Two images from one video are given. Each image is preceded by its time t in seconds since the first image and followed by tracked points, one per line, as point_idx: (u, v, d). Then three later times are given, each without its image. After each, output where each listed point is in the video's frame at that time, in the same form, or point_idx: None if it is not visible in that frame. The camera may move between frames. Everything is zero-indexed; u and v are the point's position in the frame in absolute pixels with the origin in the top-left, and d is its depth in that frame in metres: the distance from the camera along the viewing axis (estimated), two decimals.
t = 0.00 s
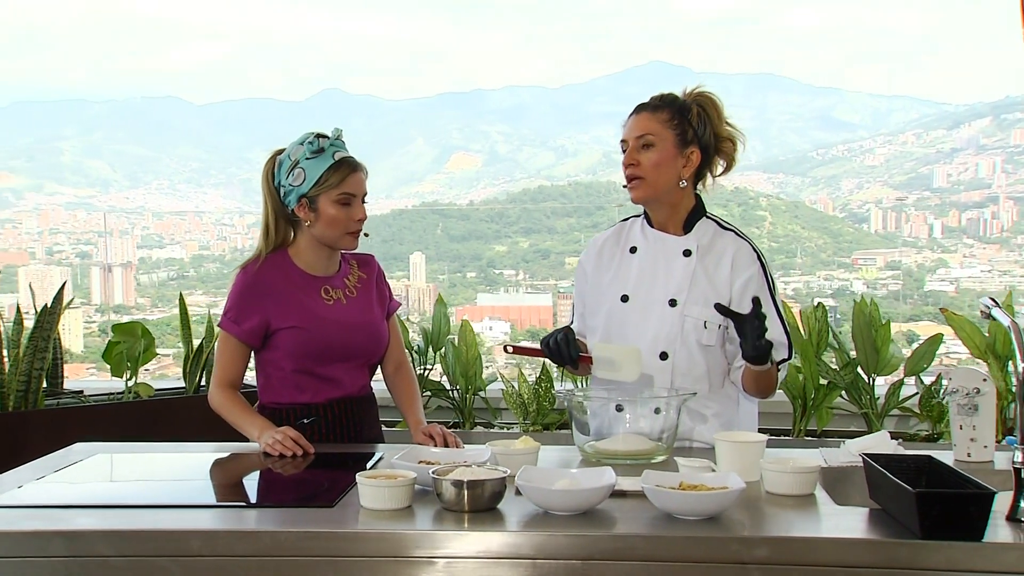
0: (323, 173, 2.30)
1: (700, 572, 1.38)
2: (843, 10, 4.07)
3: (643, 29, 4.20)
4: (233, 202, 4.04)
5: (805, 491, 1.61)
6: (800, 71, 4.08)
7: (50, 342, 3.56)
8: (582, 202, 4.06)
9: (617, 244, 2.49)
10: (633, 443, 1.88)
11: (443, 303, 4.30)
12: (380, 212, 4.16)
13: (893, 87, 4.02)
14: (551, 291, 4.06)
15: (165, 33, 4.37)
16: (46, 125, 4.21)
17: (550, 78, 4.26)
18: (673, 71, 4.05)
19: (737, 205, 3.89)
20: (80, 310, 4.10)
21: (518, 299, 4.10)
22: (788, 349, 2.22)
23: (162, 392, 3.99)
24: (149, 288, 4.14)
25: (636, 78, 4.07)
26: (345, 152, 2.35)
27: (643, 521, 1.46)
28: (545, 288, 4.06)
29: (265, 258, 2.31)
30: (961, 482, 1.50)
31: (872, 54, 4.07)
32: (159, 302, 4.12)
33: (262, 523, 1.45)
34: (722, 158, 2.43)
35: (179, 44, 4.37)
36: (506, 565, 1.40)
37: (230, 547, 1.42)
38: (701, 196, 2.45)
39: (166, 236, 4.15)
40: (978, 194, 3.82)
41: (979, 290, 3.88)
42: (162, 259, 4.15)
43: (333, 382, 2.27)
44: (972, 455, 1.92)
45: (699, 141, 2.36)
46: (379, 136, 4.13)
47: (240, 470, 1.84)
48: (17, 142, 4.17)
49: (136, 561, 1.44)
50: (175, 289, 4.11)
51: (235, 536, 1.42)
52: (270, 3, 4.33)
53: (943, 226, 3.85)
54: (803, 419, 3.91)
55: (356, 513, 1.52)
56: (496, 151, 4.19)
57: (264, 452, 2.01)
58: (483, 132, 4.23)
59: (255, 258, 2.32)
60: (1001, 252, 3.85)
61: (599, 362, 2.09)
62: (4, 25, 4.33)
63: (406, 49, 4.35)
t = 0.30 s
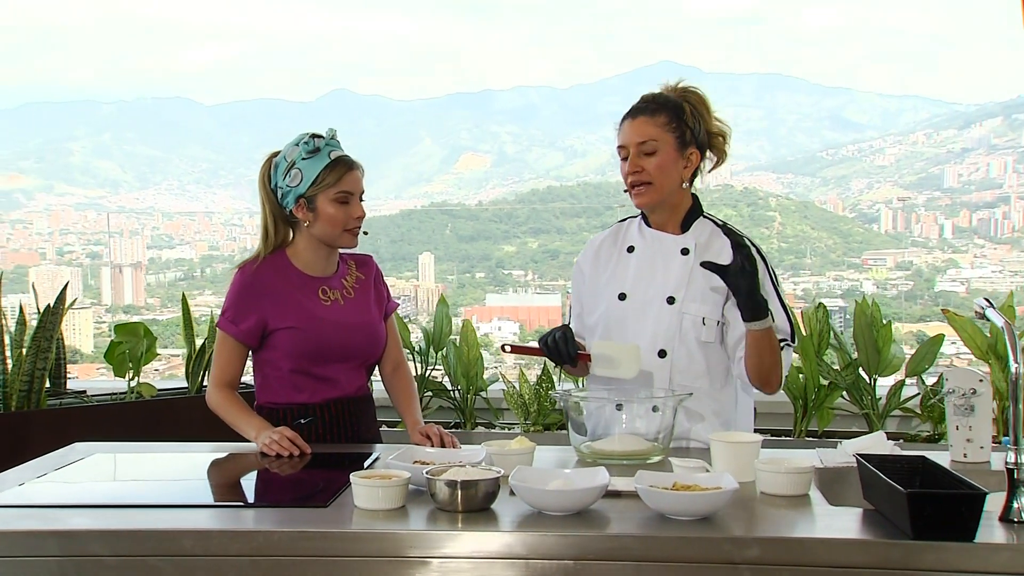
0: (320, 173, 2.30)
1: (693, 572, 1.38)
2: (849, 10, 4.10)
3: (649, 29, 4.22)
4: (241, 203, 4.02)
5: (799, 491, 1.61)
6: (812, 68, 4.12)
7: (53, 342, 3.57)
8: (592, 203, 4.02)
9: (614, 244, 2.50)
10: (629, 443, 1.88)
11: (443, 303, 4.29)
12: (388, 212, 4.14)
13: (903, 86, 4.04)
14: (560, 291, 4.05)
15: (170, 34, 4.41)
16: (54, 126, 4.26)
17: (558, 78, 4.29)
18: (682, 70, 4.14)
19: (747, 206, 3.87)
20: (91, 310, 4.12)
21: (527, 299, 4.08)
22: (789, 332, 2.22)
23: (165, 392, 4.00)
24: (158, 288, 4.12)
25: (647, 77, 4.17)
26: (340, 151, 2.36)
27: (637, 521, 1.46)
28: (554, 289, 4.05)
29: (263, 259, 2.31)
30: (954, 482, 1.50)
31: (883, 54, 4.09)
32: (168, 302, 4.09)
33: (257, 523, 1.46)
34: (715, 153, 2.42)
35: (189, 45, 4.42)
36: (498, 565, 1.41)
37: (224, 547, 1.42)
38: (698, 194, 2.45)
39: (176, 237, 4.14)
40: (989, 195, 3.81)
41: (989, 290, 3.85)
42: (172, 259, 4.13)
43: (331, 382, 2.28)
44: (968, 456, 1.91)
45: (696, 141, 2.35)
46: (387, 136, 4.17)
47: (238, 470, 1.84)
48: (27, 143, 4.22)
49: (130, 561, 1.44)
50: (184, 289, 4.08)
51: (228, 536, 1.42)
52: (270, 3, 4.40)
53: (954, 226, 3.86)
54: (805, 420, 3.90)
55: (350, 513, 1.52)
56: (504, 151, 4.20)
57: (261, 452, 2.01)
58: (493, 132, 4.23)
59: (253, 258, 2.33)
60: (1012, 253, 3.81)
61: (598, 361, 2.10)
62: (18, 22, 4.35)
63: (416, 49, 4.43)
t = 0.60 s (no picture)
0: (319, 173, 2.31)
1: (688, 572, 1.38)
2: (869, 8, 4.03)
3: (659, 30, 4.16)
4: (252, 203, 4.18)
5: (796, 491, 1.61)
6: (825, 66, 4.08)
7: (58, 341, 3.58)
8: (601, 202, 4.11)
9: (614, 244, 2.50)
10: (628, 442, 1.88)
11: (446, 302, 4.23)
12: (397, 212, 4.26)
13: (916, 86, 4.01)
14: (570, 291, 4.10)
15: (182, 33, 4.34)
16: (64, 126, 4.29)
17: (570, 77, 4.23)
18: (694, 70, 4.11)
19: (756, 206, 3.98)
20: (102, 310, 4.19)
21: (537, 298, 4.13)
22: (784, 330, 2.21)
23: (168, 391, 3.99)
24: (168, 288, 4.19)
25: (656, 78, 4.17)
26: (340, 151, 2.36)
27: (633, 521, 1.46)
28: (564, 289, 4.11)
29: (262, 258, 2.32)
30: (950, 482, 1.49)
31: (901, 53, 4.04)
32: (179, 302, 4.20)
33: (255, 522, 1.46)
34: (711, 150, 2.43)
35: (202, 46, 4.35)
36: (494, 565, 1.41)
37: (220, 545, 1.43)
38: (696, 194, 2.44)
39: (187, 236, 4.19)
40: (1001, 194, 3.85)
41: (1001, 289, 3.88)
42: (183, 259, 4.19)
43: (330, 381, 2.28)
44: (967, 456, 1.91)
45: (693, 141, 2.34)
46: (396, 136, 4.27)
47: (238, 468, 1.85)
48: (38, 144, 4.27)
49: (128, 560, 1.44)
50: (193, 289, 4.19)
51: (225, 534, 1.42)
52: (270, 3, 4.32)
53: (965, 225, 3.89)
54: (807, 419, 3.89)
55: (346, 512, 1.52)
56: (514, 151, 4.18)
57: (261, 451, 2.02)
58: (503, 132, 4.21)
59: (253, 257, 2.33)
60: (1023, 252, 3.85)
61: (596, 361, 2.11)
62: (28, 24, 4.32)
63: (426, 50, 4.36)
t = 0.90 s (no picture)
0: (322, 173, 2.31)
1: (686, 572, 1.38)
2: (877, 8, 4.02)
3: (669, 29, 4.16)
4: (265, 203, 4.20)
5: (794, 491, 1.61)
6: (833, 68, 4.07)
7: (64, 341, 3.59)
8: (611, 202, 4.11)
9: (615, 245, 2.50)
10: (628, 442, 1.88)
11: (450, 301, 4.24)
12: (408, 212, 4.28)
13: (929, 85, 4.02)
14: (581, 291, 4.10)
15: (192, 34, 4.34)
16: (74, 126, 4.31)
17: (581, 76, 4.24)
18: (707, 70, 4.10)
19: (768, 205, 3.97)
20: (114, 310, 4.21)
21: (549, 298, 4.13)
22: (781, 332, 2.20)
23: (176, 391, 4.02)
24: (181, 288, 4.22)
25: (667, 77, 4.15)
26: (342, 151, 2.36)
27: (632, 521, 1.46)
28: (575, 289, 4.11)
29: (265, 259, 2.32)
30: (948, 483, 1.49)
31: (910, 52, 4.04)
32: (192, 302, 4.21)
33: (254, 521, 1.46)
34: (716, 150, 2.42)
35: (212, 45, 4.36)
36: (492, 565, 1.41)
37: (219, 544, 1.43)
38: (698, 194, 2.44)
39: (199, 236, 4.22)
40: (1015, 193, 3.85)
41: (1016, 290, 3.87)
42: (195, 259, 4.21)
43: (332, 381, 2.28)
44: (967, 457, 1.91)
45: (691, 142, 2.34)
46: (407, 136, 4.30)
47: (239, 468, 1.85)
48: (53, 144, 4.27)
49: (127, 559, 1.45)
50: (206, 290, 4.21)
51: (223, 534, 1.43)
52: (270, 4, 4.31)
53: (979, 225, 3.88)
54: (812, 420, 3.87)
55: (345, 511, 1.53)
56: (525, 151, 4.20)
57: (262, 450, 2.02)
58: (513, 131, 4.23)
59: (255, 258, 2.34)
60: None
61: (595, 362, 2.11)
62: (32, 24, 4.29)
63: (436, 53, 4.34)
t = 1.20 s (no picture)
0: (322, 172, 2.31)
1: (679, 570, 1.38)
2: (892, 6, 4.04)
3: (688, 28, 4.21)
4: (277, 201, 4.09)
5: (790, 491, 1.61)
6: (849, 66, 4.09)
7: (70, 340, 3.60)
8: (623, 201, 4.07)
9: (614, 244, 2.50)
10: (626, 442, 1.88)
11: (454, 301, 4.28)
12: (420, 212, 4.24)
13: (943, 83, 4.00)
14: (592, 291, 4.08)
15: (208, 33, 4.38)
16: (84, 126, 4.33)
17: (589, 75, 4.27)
18: (716, 67, 4.11)
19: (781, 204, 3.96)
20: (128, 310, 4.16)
21: (561, 298, 4.09)
22: (777, 335, 2.19)
23: (181, 389, 4.04)
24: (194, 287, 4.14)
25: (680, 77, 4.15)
26: (341, 150, 2.36)
27: (626, 520, 1.46)
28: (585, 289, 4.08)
29: (265, 259, 2.33)
30: (944, 483, 1.49)
31: (923, 50, 4.04)
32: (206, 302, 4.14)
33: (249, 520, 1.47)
34: (716, 150, 2.40)
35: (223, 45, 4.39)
36: (484, 564, 1.41)
37: (214, 543, 1.44)
38: (698, 193, 2.43)
39: (211, 236, 4.17)
40: None
41: None
42: (208, 258, 4.16)
43: (332, 380, 2.29)
44: (967, 456, 1.90)
45: (688, 141, 2.33)
46: (418, 136, 4.29)
47: (237, 467, 1.86)
48: (67, 144, 4.29)
49: (123, 557, 1.46)
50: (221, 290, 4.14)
51: (218, 532, 1.43)
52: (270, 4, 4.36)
53: (994, 224, 3.83)
54: (816, 419, 3.89)
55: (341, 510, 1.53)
56: (538, 150, 4.16)
57: (262, 449, 2.03)
58: (526, 131, 4.20)
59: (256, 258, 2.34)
60: None
61: (592, 364, 2.11)
62: (41, 24, 4.35)
63: (449, 51, 4.41)
